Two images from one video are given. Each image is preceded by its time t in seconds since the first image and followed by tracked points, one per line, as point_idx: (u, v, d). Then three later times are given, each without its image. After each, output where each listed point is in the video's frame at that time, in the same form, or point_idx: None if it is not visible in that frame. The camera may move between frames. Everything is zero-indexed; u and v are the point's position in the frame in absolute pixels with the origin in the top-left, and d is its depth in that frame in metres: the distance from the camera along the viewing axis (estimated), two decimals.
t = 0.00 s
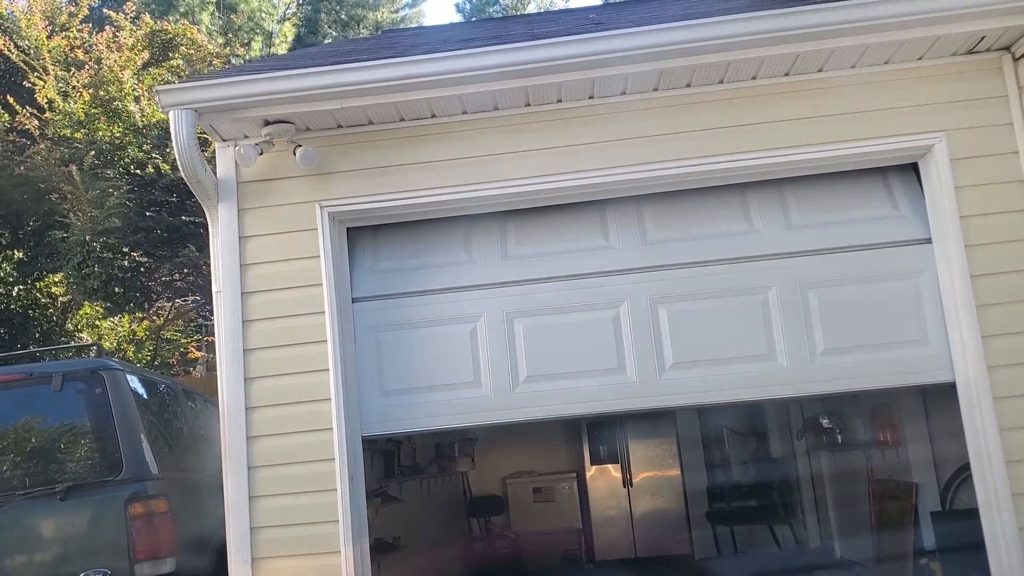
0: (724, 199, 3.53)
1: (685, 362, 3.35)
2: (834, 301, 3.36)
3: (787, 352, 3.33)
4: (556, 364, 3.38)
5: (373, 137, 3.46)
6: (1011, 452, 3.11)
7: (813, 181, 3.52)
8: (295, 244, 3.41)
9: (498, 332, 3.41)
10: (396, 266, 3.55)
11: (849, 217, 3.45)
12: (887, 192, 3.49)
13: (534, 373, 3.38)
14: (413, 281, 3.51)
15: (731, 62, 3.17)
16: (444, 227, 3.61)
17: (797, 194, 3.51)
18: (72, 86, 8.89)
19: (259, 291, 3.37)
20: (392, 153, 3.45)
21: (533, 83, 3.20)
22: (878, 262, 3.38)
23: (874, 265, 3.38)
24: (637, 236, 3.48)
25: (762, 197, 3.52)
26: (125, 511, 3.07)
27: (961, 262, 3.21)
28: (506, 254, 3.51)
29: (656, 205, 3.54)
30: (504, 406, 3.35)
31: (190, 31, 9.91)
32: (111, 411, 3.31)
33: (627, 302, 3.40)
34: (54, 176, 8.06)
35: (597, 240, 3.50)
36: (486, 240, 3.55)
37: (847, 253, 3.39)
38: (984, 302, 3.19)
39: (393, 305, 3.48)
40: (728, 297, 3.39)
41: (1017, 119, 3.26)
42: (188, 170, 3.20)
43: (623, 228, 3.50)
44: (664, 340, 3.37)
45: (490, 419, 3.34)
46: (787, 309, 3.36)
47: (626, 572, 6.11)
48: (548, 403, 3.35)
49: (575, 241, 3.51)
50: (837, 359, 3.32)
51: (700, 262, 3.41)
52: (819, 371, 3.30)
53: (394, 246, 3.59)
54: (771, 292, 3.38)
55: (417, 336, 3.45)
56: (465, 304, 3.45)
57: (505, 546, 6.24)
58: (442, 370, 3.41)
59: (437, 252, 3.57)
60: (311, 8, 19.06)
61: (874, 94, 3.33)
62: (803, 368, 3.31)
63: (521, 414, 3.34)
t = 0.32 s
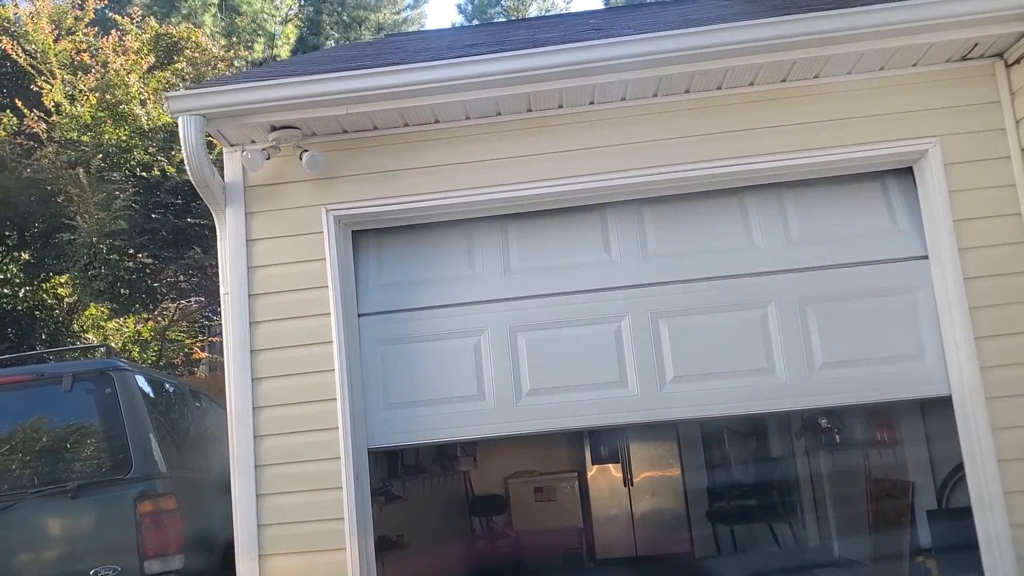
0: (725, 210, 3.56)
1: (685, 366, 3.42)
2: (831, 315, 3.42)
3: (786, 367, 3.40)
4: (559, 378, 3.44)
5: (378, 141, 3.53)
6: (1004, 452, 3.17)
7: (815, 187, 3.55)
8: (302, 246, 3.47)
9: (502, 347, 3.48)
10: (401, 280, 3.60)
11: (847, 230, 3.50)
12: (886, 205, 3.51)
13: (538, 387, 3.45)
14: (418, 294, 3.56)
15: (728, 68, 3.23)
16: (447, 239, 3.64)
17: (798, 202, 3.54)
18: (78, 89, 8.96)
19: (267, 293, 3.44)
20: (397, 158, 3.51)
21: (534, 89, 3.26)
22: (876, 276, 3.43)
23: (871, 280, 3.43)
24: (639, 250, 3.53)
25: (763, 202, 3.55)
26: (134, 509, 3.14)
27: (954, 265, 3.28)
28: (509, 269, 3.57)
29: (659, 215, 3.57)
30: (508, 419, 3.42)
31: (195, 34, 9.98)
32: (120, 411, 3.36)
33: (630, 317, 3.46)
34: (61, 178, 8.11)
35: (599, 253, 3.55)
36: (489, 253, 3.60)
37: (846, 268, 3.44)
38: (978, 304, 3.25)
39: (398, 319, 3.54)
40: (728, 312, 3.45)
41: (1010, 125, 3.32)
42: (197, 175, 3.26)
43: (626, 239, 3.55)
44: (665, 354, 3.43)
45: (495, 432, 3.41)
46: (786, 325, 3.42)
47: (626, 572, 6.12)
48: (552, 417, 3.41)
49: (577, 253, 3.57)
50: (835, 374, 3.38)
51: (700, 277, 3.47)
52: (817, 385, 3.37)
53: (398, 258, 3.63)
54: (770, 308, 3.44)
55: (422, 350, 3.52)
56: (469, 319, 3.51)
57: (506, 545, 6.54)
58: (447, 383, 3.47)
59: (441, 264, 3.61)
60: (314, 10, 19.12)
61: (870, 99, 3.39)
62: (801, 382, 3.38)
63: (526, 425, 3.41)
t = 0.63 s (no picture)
0: (727, 226, 3.61)
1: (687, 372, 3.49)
2: (830, 332, 3.49)
3: (786, 384, 3.46)
4: (563, 395, 3.51)
5: (385, 147, 3.60)
6: (998, 452, 3.24)
7: (818, 203, 3.59)
8: (310, 250, 3.55)
9: (508, 364, 3.55)
10: (407, 297, 3.66)
11: (849, 248, 3.54)
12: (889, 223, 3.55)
13: (542, 403, 3.51)
14: (424, 311, 3.63)
15: (728, 76, 3.31)
16: (453, 255, 3.69)
17: (800, 219, 3.59)
18: (88, 93, 9.03)
19: (276, 295, 3.52)
20: (404, 164, 3.59)
21: (538, 97, 3.34)
22: (875, 295, 3.49)
23: (871, 299, 3.49)
24: (642, 267, 3.59)
25: (765, 213, 3.60)
26: (147, 506, 3.23)
27: (949, 269, 3.34)
28: (513, 287, 3.63)
29: (663, 230, 3.63)
30: (512, 434, 3.49)
31: (202, 39, 10.09)
32: (133, 411, 3.45)
33: (632, 334, 3.53)
34: (70, 182, 8.14)
35: (602, 270, 3.61)
36: (495, 269, 3.65)
37: (844, 287, 3.51)
38: (971, 307, 3.32)
39: (406, 335, 3.61)
40: (730, 330, 3.51)
41: (1003, 131, 3.39)
42: (208, 179, 3.34)
43: (629, 253, 3.61)
44: (667, 370, 3.51)
45: (500, 446, 3.48)
46: (786, 345, 3.49)
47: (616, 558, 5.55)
48: (556, 431, 3.48)
49: (581, 270, 3.62)
50: (834, 391, 3.45)
51: (701, 295, 3.54)
52: (817, 402, 3.43)
53: (405, 274, 3.69)
54: (770, 327, 3.50)
55: (429, 365, 3.58)
56: (474, 335, 3.59)
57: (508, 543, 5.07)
58: (453, 398, 3.55)
59: (447, 279, 3.67)
60: (318, 12, 19.22)
61: (866, 106, 3.47)
62: (800, 399, 3.44)
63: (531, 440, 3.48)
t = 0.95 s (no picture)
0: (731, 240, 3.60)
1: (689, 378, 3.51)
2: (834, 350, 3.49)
3: (789, 402, 3.47)
4: (566, 412, 3.52)
5: (388, 149, 3.63)
6: (997, 451, 3.26)
7: (822, 218, 3.58)
8: (313, 251, 3.58)
9: (512, 381, 3.55)
10: (410, 311, 3.66)
11: (854, 264, 3.54)
12: (894, 239, 3.54)
13: (546, 420, 3.52)
14: (428, 327, 3.64)
15: (728, 79, 3.33)
16: (455, 269, 3.68)
17: (805, 234, 3.58)
18: (91, 95, 9.08)
19: (279, 296, 3.55)
20: (407, 165, 3.62)
21: (539, 99, 3.36)
22: (879, 313, 3.49)
23: (876, 316, 3.49)
24: (646, 283, 3.59)
25: (767, 225, 3.60)
26: (152, 505, 3.26)
27: (948, 270, 3.37)
28: (517, 304, 3.63)
29: (666, 243, 3.63)
30: (516, 451, 3.50)
31: (205, 41, 10.11)
32: (138, 411, 3.47)
33: (636, 350, 3.54)
34: (75, 183, 8.23)
35: (606, 286, 3.61)
36: (497, 284, 3.65)
37: (845, 305, 3.51)
38: (969, 308, 3.34)
39: (410, 351, 3.62)
40: (734, 348, 3.52)
41: (1002, 133, 3.41)
42: (212, 180, 3.36)
43: (632, 265, 3.61)
44: (671, 387, 3.51)
45: (503, 463, 3.50)
46: (789, 365, 3.48)
47: None
48: (559, 449, 3.49)
49: (585, 286, 3.62)
50: (837, 409, 3.45)
51: (704, 312, 3.54)
52: (820, 419, 3.44)
53: (407, 288, 3.68)
54: (773, 344, 3.51)
55: (432, 382, 3.59)
56: (478, 352, 3.59)
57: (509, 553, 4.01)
58: (456, 414, 3.55)
59: (449, 293, 3.67)
60: (320, 12, 19.25)
61: (865, 108, 3.49)
62: (803, 416, 3.44)
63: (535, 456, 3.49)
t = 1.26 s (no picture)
0: (734, 255, 3.63)
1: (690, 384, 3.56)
2: (835, 369, 3.52)
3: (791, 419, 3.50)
4: (570, 429, 3.56)
5: (394, 150, 3.68)
6: (994, 449, 3.31)
7: (824, 236, 3.62)
8: (320, 251, 3.63)
9: (517, 398, 3.59)
10: (415, 326, 3.69)
11: (856, 282, 3.57)
12: (897, 257, 3.57)
13: (550, 436, 3.57)
14: (433, 344, 3.67)
15: (728, 82, 3.38)
16: (459, 286, 3.70)
17: (808, 251, 3.61)
18: (99, 97, 9.12)
19: (287, 297, 3.60)
20: (411, 168, 3.67)
21: (542, 102, 3.41)
22: (880, 330, 3.53)
23: (877, 334, 3.53)
24: (649, 302, 3.63)
25: (771, 240, 3.64)
26: (162, 502, 3.31)
27: (945, 272, 3.42)
28: (521, 321, 3.66)
29: (670, 257, 3.66)
30: (522, 467, 3.55)
31: (211, 42, 10.18)
32: (148, 410, 3.52)
33: (639, 370, 3.58)
34: (82, 184, 8.21)
35: (609, 304, 3.64)
36: (502, 300, 3.68)
37: (847, 324, 3.55)
38: (966, 309, 3.39)
39: (415, 368, 3.66)
40: (736, 365, 3.56)
41: (1000, 135, 3.45)
42: (221, 182, 3.42)
43: (635, 282, 3.64)
44: (674, 403, 3.55)
45: (509, 479, 3.54)
46: (791, 385, 3.52)
47: None
48: (563, 466, 3.54)
49: (589, 304, 3.65)
50: (839, 427, 3.49)
51: (707, 330, 3.59)
52: (821, 437, 3.48)
53: (412, 303, 3.71)
54: (776, 361, 3.54)
55: (438, 400, 3.63)
56: (483, 370, 3.63)
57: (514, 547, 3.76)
58: (461, 431, 3.59)
59: (453, 309, 3.69)
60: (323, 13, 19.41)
61: (865, 111, 3.53)
62: (805, 434, 3.48)
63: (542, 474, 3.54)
